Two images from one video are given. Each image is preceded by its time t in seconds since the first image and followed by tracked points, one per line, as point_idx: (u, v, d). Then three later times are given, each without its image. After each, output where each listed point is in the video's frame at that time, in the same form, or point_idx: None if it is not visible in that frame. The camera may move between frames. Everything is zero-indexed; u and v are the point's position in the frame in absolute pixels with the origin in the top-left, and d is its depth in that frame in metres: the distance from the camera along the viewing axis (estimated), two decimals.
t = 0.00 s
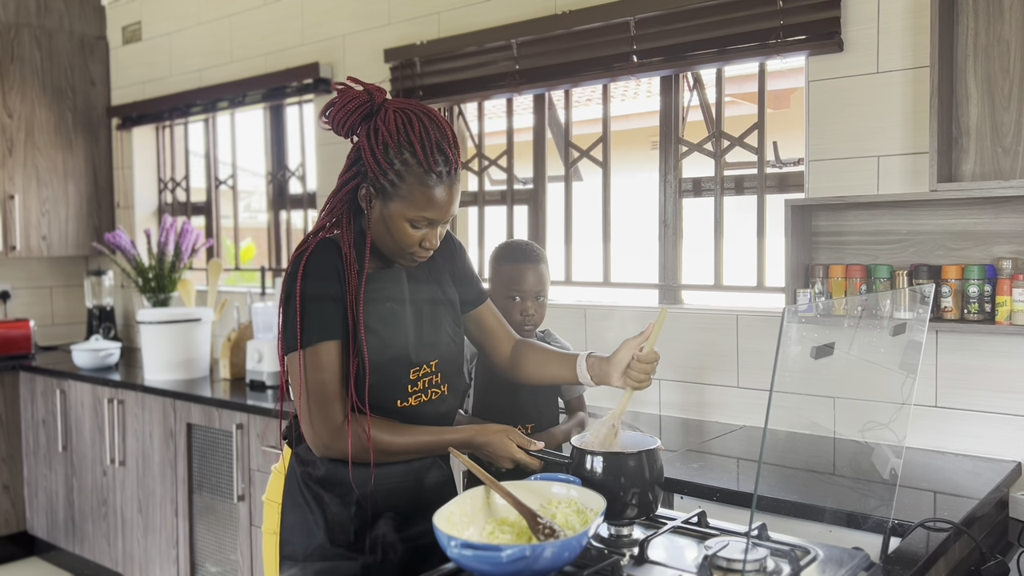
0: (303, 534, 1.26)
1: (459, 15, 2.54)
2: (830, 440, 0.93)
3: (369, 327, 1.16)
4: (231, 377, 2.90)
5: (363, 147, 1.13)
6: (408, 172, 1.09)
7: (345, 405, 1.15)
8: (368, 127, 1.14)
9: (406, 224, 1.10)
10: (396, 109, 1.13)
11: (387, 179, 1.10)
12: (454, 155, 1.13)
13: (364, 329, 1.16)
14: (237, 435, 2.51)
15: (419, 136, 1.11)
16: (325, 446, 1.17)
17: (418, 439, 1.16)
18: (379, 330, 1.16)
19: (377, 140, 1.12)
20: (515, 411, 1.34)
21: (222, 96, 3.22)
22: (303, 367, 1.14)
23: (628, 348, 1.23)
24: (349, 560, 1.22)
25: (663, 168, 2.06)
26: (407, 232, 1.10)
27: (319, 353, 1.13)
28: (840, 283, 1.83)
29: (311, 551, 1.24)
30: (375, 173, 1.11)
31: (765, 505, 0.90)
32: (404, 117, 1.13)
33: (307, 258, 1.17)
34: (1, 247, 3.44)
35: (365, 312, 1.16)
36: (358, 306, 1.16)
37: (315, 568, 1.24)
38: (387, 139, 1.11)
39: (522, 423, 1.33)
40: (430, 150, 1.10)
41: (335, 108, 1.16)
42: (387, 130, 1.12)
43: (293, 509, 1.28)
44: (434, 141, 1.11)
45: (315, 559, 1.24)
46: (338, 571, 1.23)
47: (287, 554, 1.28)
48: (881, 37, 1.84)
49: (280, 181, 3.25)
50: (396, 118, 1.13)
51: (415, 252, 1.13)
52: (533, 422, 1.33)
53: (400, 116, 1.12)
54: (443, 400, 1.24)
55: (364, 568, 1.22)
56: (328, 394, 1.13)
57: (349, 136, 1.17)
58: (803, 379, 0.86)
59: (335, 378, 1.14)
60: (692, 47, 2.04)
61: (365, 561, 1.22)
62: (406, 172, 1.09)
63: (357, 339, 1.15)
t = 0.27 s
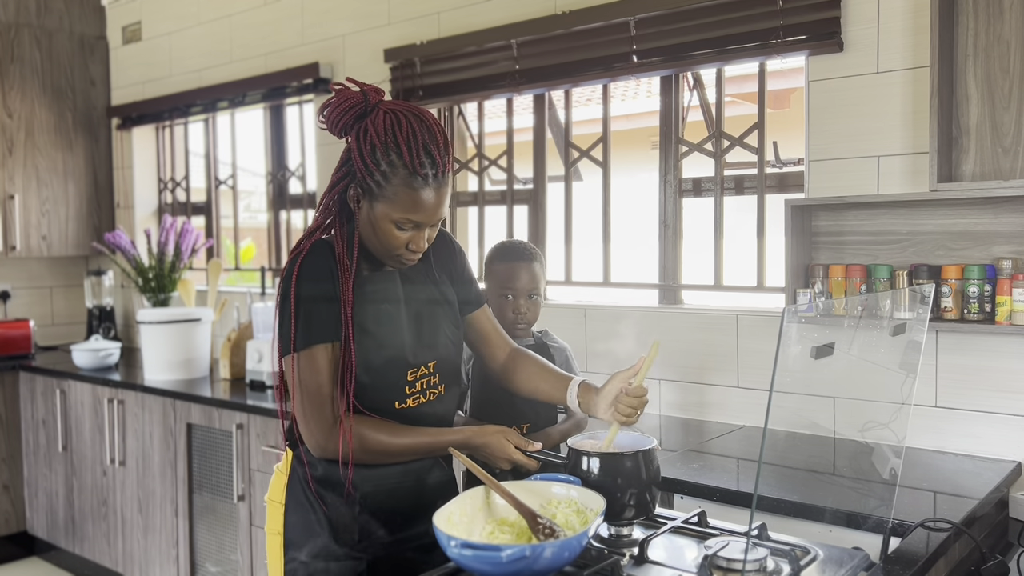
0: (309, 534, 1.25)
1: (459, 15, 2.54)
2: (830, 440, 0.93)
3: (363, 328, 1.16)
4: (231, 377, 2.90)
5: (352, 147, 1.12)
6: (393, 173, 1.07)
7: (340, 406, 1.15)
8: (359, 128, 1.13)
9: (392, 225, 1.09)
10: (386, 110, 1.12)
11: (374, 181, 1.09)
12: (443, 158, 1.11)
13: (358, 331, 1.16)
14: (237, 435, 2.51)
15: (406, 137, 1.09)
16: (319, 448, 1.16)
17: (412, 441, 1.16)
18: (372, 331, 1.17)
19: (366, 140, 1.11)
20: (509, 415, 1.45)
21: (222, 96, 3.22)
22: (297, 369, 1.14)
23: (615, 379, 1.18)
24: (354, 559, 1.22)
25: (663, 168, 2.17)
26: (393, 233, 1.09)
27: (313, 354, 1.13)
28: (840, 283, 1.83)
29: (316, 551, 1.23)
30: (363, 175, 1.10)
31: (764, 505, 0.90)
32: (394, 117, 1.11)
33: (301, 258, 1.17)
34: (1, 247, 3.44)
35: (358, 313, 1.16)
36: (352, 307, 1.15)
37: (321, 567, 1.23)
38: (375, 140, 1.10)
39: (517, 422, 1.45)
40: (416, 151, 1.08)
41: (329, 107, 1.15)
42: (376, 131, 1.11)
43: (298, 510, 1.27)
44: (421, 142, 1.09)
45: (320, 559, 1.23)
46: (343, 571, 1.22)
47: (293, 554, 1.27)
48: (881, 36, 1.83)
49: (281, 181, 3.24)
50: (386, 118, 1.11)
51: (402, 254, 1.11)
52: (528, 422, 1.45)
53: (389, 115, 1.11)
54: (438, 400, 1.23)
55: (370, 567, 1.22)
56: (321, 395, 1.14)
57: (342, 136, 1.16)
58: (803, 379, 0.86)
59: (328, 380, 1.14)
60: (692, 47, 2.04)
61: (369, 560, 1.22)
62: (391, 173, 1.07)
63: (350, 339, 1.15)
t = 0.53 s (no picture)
0: (315, 536, 1.26)
1: (459, 15, 2.54)
2: (830, 440, 0.93)
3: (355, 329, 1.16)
4: (231, 377, 2.90)
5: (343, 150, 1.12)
6: (381, 177, 1.07)
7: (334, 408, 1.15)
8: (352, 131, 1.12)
9: (379, 229, 1.09)
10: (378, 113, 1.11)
11: (362, 183, 1.09)
12: (432, 163, 1.10)
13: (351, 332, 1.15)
14: (237, 435, 2.51)
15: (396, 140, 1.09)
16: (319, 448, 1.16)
17: (406, 441, 1.15)
18: (366, 332, 1.16)
19: (357, 143, 1.11)
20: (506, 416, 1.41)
21: (223, 96, 3.22)
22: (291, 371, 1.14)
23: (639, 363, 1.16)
24: (360, 560, 1.22)
25: (663, 169, 2.20)
26: (380, 236, 1.09)
27: (306, 356, 1.12)
28: (840, 283, 1.83)
29: (323, 553, 1.24)
30: (352, 178, 1.10)
31: (765, 505, 0.90)
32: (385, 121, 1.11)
33: (292, 259, 1.17)
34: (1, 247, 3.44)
35: (349, 312, 1.15)
36: (344, 306, 1.15)
37: (328, 568, 1.24)
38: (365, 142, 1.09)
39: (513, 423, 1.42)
40: (404, 155, 1.08)
41: (324, 109, 1.15)
42: (367, 134, 1.10)
43: (303, 510, 1.27)
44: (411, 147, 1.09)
45: (327, 560, 1.24)
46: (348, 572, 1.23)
47: (300, 556, 1.27)
48: (881, 36, 1.83)
49: (280, 181, 3.24)
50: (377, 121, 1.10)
51: (390, 257, 1.11)
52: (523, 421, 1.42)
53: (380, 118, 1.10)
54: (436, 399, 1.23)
55: (375, 567, 1.22)
56: (315, 394, 1.14)
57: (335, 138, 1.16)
58: (803, 379, 0.86)
59: (324, 378, 1.14)
60: (691, 47, 2.04)
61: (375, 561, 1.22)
62: (379, 177, 1.07)
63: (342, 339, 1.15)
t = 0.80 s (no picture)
0: (315, 537, 1.25)
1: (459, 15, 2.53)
2: (830, 440, 0.93)
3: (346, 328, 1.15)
4: (231, 377, 2.90)
5: (330, 153, 1.11)
6: (369, 183, 1.07)
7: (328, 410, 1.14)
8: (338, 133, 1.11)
9: (367, 234, 1.10)
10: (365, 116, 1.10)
11: (350, 189, 1.09)
12: (420, 170, 1.11)
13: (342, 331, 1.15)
14: (237, 435, 2.51)
15: (384, 146, 1.09)
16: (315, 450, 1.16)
17: (400, 442, 1.15)
18: (358, 330, 1.16)
19: (344, 146, 1.09)
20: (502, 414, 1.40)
21: (222, 96, 3.22)
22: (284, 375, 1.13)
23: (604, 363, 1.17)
24: (362, 561, 1.22)
25: (663, 168, 2.20)
26: (368, 241, 1.10)
27: (299, 359, 1.11)
28: (840, 283, 1.83)
29: (324, 554, 1.24)
30: (339, 181, 1.10)
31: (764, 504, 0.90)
32: (374, 125, 1.10)
33: (283, 260, 1.15)
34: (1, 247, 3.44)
35: (339, 312, 1.15)
36: (334, 305, 1.14)
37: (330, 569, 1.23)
38: (353, 147, 1.08)
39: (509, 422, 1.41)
40: (393, 162, 1.08)
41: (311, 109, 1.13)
42: (353, 137, 1.09)
43: (305, 511, 1.27)
44: (398, 153, 1.09)
45: (328, 560, 1.24)
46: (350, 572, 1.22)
47: (302, 558, 1.27)
48: (881, 37, 1.83)
49: (280, 181, 3.24)
50: (365, 125, 1.09)
51: (377, 260, 1.13)
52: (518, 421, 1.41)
53: (367, 122, 1.09)
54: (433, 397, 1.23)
55: (377, 567, 1.22)
56: (311, 396, 1.12)
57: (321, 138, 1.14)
58: (803, 379, 0.86)
59: (320, 380, 1.13)
60: (691, 47, 2.04)
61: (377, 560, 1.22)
62: (367, 183, 1.07)
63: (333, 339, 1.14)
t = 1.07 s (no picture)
0: (313, 538, 1.24)
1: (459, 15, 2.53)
2: (830, 440, 0.93)
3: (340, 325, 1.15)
4: (232, 377, 2.90)
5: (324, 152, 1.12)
6: (360, 181, 1.08)
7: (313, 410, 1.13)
8: (331, 133, 1.12)
9: (359, 232, 1.10)
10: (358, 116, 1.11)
11: (343, 187, 1.09)
12: (412, 168, 1.11)
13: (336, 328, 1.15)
14: (237, 435, 2.51)
15: (375, 144, 1.09)
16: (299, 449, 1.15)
17: (380, 450, 1.15)
18: (353, 327, 1.16)
19: (336, 145, 1.10)
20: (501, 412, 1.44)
21: (222, 96, 3.22)
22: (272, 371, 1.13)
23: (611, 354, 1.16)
24: (363, 560, 1.22)
25: (662, 169, 2.20)
26: (360, 239, 1.11)
27: (287, 356, 1.11)
28: (840, 283, 1.84)
29: (323, 555, 1.23)
30: (332, 180, 1.11)
31: (765, 505, 0.90)
32: (366, 124, 1.11)
33: (276, 260, 1.16)
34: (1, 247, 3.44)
35: (333, 310, 1.15)
36: (328, 303, 1.14)
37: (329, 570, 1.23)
38: (345, 145, 1.09)
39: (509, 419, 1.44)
40: (384, 159, 1.09)
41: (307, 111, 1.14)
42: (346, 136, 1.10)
43: (303, 513, 1.26)
44: (390, 151, 1.09)
45: (328, 561, 1.23)
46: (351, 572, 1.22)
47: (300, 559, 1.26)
48: (881, 37, 1.83)
49: (280, 181, 3.24)
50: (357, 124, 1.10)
51: (371, 258, 1.13)
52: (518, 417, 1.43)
53: (359, 121, 1.10)
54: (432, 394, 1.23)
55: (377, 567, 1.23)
56: (298, 395, 1.12)
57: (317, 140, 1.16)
58: (803, 379, 0.86)
59: (310, 380, 1.13)
60: (691, 47, 2.04)
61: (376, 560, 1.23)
62: (359, 181, 1.08)
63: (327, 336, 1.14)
